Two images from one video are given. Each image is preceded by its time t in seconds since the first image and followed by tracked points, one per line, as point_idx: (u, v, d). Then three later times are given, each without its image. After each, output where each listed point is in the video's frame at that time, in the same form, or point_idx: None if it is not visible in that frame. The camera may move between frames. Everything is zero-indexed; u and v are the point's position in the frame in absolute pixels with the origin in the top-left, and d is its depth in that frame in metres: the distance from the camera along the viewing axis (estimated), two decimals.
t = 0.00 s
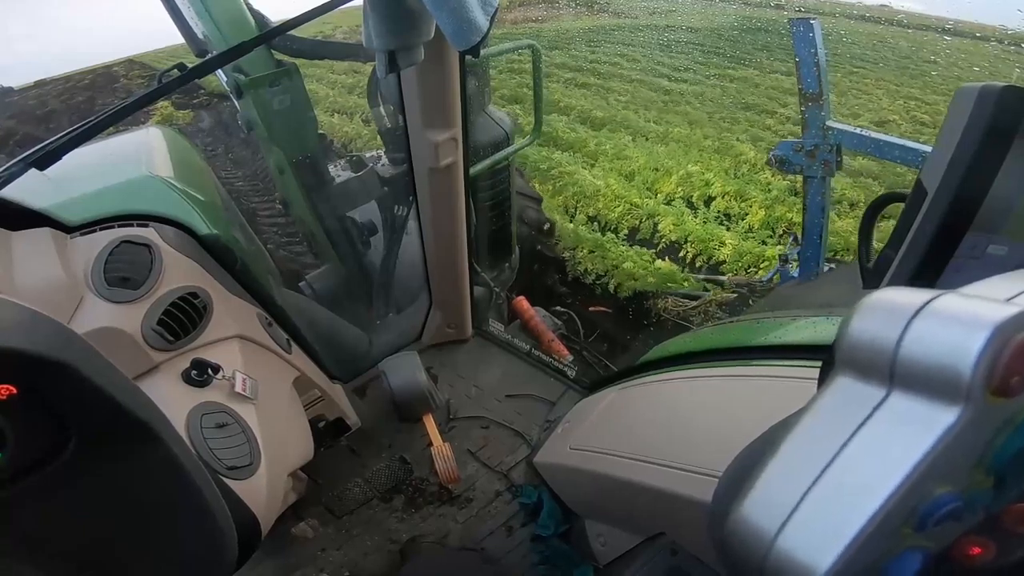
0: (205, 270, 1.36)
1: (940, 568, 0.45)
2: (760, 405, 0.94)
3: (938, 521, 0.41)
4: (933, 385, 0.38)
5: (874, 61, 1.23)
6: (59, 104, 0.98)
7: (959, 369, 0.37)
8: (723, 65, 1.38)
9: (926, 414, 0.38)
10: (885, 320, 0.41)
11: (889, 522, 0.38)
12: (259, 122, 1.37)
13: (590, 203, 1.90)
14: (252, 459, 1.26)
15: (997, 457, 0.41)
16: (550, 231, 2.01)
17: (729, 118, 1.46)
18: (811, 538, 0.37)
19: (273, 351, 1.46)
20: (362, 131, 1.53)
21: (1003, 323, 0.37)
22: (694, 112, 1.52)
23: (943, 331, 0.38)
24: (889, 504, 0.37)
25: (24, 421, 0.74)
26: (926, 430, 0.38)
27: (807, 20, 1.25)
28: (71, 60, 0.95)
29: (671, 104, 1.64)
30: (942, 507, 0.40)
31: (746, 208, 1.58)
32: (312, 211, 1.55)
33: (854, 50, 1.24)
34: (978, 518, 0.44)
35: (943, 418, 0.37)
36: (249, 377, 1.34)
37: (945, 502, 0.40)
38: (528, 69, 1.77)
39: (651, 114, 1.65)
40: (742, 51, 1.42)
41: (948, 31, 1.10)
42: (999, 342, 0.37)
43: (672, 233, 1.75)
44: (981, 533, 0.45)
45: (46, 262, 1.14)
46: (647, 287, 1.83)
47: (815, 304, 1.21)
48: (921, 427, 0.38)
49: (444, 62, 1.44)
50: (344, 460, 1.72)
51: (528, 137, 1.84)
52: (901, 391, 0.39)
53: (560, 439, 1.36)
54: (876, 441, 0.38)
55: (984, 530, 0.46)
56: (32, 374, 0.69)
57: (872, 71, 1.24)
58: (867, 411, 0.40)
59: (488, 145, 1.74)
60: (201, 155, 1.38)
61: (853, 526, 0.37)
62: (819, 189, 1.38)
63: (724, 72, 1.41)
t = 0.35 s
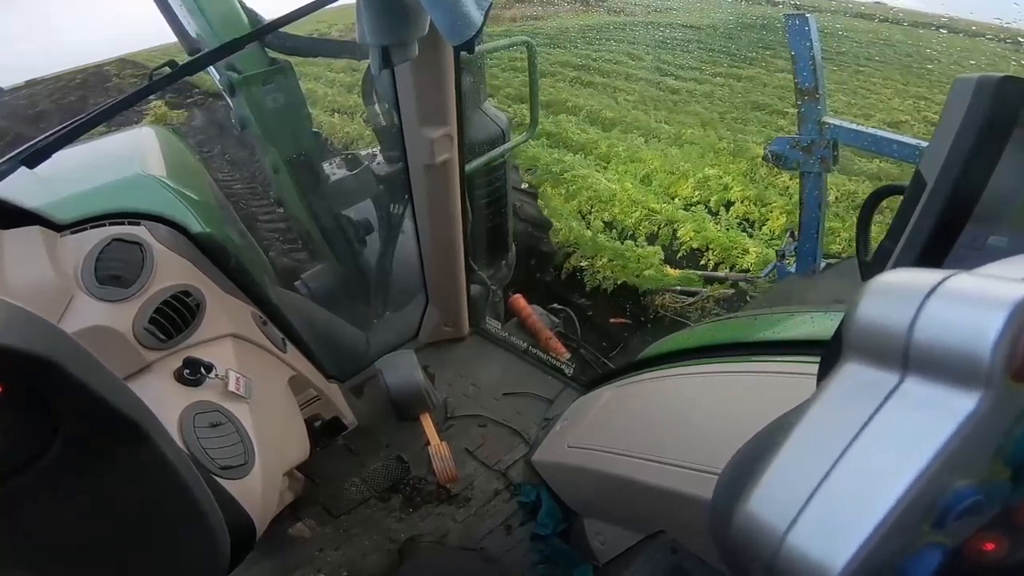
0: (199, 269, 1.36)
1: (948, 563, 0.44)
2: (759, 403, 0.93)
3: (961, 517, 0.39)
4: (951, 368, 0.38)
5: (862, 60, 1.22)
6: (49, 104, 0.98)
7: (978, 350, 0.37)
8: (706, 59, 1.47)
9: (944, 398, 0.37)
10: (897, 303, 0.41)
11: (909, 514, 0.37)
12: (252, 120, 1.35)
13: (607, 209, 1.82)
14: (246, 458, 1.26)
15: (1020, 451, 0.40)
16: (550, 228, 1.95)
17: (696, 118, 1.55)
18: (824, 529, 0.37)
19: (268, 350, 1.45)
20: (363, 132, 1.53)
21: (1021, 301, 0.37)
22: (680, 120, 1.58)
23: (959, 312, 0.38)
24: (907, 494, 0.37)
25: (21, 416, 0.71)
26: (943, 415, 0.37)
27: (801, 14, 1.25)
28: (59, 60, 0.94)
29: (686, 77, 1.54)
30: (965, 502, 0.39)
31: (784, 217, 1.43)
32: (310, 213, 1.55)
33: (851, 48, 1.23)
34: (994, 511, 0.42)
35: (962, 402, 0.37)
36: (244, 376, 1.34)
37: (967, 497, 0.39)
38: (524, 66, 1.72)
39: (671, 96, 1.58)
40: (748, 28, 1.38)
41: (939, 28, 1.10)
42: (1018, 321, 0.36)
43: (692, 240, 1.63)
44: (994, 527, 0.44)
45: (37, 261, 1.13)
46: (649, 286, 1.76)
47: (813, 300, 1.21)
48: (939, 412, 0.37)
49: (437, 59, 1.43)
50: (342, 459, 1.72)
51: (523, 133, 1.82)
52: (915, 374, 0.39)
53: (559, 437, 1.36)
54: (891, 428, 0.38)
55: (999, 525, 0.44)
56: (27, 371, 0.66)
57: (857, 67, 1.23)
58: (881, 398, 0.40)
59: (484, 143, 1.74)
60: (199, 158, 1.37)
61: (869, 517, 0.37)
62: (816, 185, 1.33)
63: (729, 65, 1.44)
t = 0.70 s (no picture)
0: (195, 269, 1.35)
1: (942, 558, 0.45)
2: (757, 401, 0.93)
3: (950, 507, 0.40)
4: (936, 361, 0.38)
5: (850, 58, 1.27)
6: (42, 104, 0.99)
7: (962, 342, 0.37)
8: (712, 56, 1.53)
9: (928, 392, 0.38)
10: (881, 293, 0.41)
11: (898, 505, 0.38)
12: (248, 120, 1.36)
13: (623, 215, 1.90)
14: (242, 457, 1.25)
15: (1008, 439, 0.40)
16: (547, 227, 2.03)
17: (702, 113, 1.61)
18: (813, 521, 0.39)
19: (264, 350, 1.44)
20: (365, 133, 1.55)
21: (1006, 291, 0.36)
22: (695, 112, 1.62)
23: (944, 303, 0.38)
24: (895, 486, 0.38)
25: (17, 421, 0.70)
26: (929, 408, 0.38)
27: (795, 13, 1.27)
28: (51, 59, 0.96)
29: (691, 75, 1.60)
30: (953, 493, 0.39)
31: (772, 214, 1.53)
32: (305, 211, 1.54)
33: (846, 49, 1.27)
34: (983, 503, 0.44)
35: (948, 394, 0.37)
36: (240, 376, 1.33)
37: (955, 488, 0.39)
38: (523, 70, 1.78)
39: (679, 94, 1.64)
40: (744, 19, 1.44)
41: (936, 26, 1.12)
42: (1003, 312, 0.36)
43: (714, 248, 1.68)
44: (984, 522, 0.45)
45: (31, 261, 1.13)
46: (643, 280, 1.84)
47: (809, 297, 1.21)
48: (923, 407, 0.38)
49: (434, 57, 1.43)
50: (339, 459, 1.71)
51: (520, 132, 1.80)
52: (901, 367, 0.40)
53: (556, 436, 1.36)
54: (878, 420, 0.39)
55: (989, 519, 0.45)
56: (24, 367, 0.66)
57: (857, 66, 1.27)
58: (867, 390, 0.41)
59: (481, 142, 1.74)
60: (195, 158, 1.37)
61: (857, 510, 0.38)
62: (810, 184, 1.35)
63: (744, 59, 1.48)
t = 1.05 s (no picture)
0: (189, 272, 1.35)
1: (921, 555, 0.46)
2: (752, 400, 0.93)
3: (917, 508, 0.41)
4: (902, 364, 0.39)
5: (842, 59, 1.24)
6: (33, 105, 1.03)
7: (927, 345, 0.38)
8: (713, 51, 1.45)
9: (894, 396, 0.39)
10: (852, 298, 0.42)
11: (866, 504, 0.39)
12: (243, 123, 1.40)
13: (640, 224, 1.69)
14: (238, 459, 1.25)
15: (973, 441, 0.42)
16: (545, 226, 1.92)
17: (703, 111, 1.51)
18: (783, 519, 0.40)
19: (260, 353, 1.44)
20: (351, 130, 1.57)
21: (968, 296, 0.38)
22: (687, 112, 1.54)
23: (910, 308, 0.39)
24: (863, 486, 0.39)
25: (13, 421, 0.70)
26: (896, 410, 0.39)
27: (786, 16, 1.27)
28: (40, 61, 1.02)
29: (694, 72, 1.51)
30: (920, 494, 0.41)
31: (785, 216, 1.41)
32: (300, 214, 1.57)
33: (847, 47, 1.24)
34: (957, 504, 0.45)
35: (913, 397, 0.39)
36: (236, 378, 1.33)
37: (922, 488, 0.41)
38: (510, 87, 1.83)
39: (682, 91, 1.53)
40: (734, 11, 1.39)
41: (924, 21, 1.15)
42: (966, 316, 0.38)
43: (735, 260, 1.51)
44: (962, 520, 0.46)
45: (26, 265, 1.13)
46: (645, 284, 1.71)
47: (803, 296, 1.22)
48: (889, 411, 0.39)
49: (430, 57, 1.44)
50: (336, 461, 1.71)
51: (517, 134, 1.87)
52: (869, 372, 0.41)
53: (552, 437, 1.36)
54: (848, 422, 0.40)
55: (965, 519, 0.46)
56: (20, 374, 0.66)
57: (858, 66, 1.23)
58: (837, 392, 0.42)
59: (476, 145, 1.75)
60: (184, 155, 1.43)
61: (827, 513, 0.39)
62: (803, 186, 1.33)
63: (745, 59, 1.39)
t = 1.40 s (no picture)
0: (188, 276, 1.35)
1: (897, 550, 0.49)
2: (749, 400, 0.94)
3: (893, 500, 0.45)
4: (870, 363, 0.43)
5: (841, 57, 1.25)
6: (26, 107, 1.05)
7: (893, 345, 0.42)
8: (718, 50, 1.45)
9: (864, 392, 0.44)
10: (825, 300, 0.46)
11: (838, 493, 0.43)
12: (240, 127, 1.42)
13: (659, 236, 1.70)
14: (238, 462, 1.25)
15: (946, 438, 0.45)
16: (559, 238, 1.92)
17: (710, 111, 1.52)
18: (762, 506, 0.45)
19: (259, 357, 1.45)
20: (350, 133, 1.57)
21: (932, 298, 0.41)
22: (688, 113, 1.57)
23: (878, 310, 0.43)
24: (835, 476, 0.43)
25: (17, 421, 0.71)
26: (864, 405, 0.43)
27: (789, 10, 1.27)
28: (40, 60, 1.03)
29: (694, 71, 1.52)
30: (892, 487, 0.45)
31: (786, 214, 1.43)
32: (298, 218, 1.58)
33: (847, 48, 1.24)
34: (932, 503, 0.48)
35: (881, 394, 0.43)
36: (235, 382, 1.33)
37: (894, 482, 0.45)
38: (514, 87, 1.80)
39: (688, 90, 1.55)
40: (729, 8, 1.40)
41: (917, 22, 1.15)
42: (930, 318, 0.41)
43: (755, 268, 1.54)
44: (942, 518, 0.49)
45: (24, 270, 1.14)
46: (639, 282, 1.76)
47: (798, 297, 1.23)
48: (858, 407, 0.44)
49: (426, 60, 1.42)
50: (335, 464, 1.72)
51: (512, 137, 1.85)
52: (841, 370, 0.45)
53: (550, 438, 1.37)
54: (821, 416, 0.45)
55: (943, 516, 0.49)
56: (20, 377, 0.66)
57: (860, 67, 1.24)
58: (811, 390, 0.46)
59: (473, 148, 1.74)
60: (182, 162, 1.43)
61: (803, 500, 0.43)
62: (804, 182, 1.35)
63: (747, 57, 1.40)
